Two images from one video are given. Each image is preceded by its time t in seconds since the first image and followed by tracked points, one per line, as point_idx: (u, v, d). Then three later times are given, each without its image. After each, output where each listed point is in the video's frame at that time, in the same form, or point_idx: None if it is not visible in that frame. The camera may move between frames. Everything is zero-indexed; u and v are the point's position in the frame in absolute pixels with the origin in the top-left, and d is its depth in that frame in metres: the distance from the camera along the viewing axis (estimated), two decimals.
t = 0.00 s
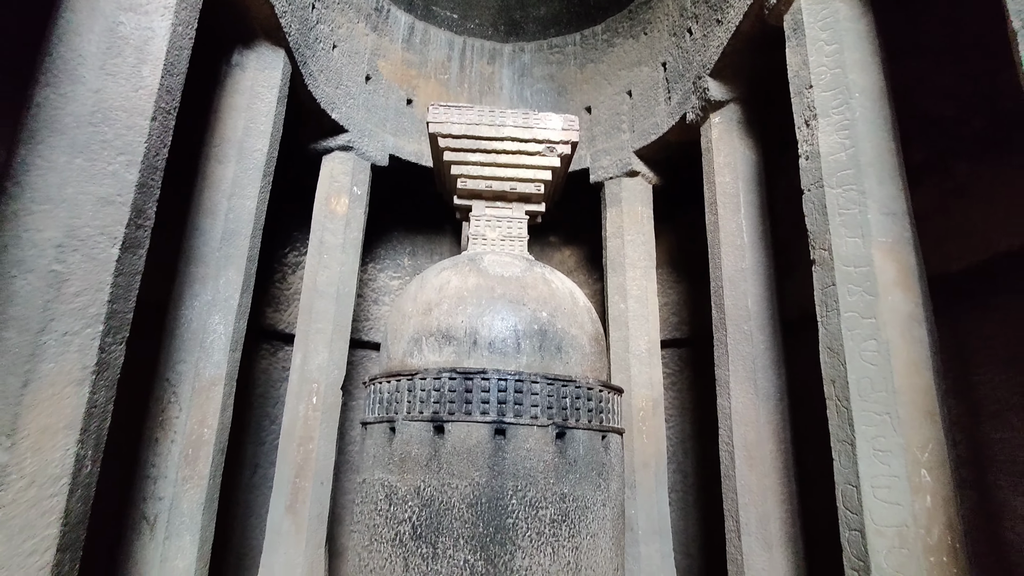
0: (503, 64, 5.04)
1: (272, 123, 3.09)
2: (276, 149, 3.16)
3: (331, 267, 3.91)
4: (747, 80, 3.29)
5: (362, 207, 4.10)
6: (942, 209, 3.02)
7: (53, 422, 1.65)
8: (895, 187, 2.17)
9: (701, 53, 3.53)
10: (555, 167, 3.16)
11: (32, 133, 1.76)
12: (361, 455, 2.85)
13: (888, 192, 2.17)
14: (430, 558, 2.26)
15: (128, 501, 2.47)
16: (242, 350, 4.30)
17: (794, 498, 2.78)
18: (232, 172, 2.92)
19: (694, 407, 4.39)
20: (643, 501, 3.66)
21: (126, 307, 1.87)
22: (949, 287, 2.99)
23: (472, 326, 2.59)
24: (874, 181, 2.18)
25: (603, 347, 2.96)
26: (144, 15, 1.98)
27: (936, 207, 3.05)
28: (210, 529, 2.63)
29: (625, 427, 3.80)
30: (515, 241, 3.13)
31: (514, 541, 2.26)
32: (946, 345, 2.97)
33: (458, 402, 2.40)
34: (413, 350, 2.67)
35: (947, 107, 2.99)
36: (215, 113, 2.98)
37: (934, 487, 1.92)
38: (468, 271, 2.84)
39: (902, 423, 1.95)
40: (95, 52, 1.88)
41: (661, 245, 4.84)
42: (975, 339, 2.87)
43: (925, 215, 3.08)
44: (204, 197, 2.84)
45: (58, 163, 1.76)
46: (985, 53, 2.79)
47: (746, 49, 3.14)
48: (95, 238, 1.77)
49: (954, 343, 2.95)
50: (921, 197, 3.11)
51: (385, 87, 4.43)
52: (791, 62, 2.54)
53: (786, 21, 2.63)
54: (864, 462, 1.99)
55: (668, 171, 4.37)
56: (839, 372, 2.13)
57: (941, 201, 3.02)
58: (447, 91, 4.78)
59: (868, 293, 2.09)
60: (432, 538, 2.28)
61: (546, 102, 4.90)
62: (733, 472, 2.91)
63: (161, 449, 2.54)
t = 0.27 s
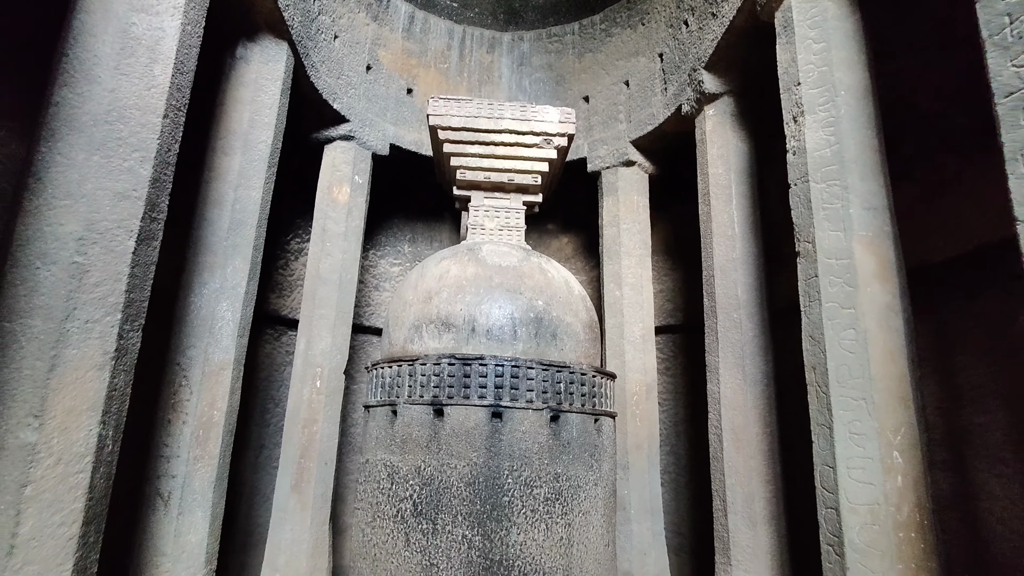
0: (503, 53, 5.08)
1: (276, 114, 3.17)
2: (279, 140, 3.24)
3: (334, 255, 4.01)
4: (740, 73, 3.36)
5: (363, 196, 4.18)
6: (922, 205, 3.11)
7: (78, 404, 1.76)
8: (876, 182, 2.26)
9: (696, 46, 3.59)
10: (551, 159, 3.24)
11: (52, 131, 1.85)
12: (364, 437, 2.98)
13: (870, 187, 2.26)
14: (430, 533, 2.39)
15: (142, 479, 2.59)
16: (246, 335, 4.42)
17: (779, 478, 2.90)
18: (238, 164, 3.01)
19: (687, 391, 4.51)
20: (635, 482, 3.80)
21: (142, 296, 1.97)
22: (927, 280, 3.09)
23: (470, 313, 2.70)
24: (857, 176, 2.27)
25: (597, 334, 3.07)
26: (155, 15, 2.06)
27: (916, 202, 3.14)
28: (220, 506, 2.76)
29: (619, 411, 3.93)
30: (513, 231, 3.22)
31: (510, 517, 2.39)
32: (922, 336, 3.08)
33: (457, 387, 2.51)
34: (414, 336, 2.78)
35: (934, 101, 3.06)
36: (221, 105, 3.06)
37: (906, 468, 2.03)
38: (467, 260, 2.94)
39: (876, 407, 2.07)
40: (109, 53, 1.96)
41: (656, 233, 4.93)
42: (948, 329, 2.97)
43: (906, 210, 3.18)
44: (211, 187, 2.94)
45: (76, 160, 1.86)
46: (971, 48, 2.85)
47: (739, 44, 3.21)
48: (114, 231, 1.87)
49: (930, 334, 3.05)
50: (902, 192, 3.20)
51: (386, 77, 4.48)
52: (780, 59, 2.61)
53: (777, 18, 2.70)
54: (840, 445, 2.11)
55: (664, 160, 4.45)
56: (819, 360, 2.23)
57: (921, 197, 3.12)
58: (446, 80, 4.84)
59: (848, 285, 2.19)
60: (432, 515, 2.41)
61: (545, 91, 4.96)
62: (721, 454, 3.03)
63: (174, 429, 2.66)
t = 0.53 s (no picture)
0: (501, 37, 5.12)
1: (278, 101, 3.24)
2: (282, 126, 3.32)
3: (336, 238, 4.10)
4: (733, 59, 3.42)
5: (363, 180, 4.26)
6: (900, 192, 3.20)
7: (98, 380, 1.87)
8: (858, 169, 2.34)
9: (690, 32, 3.64)
10: (547, 144, 3.32)
11: (66, 121, 1.94)
12: (367, 413, 3.10)
13: (852, 174, 2.34)
14: (430, 503, 2.52)
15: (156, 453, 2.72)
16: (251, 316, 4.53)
17: (764, 453, 3.02)
18: (242, 149, 3.10)
19: (680, 371, 4.63)
20: (629, 457, 3.93)
21: (154, 278, 2.07)
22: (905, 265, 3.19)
23: (468, 295, 2.80)
24: (840, 163, 2.35)
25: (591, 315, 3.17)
26: (162, 7, 2.14)
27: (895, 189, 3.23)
28: (230, 478, 2.89)
29: (614, 389, 4.05)
30: (510, 214, 3.31)
31: (506, 488, 2.51)
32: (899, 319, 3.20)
33: (455, 365, 2.63)
34: (414, 317, 2.88)
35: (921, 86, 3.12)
36: (224, 92, 3.13)
37: (880, 441, 2.14)
38: (465, 243, 3.03)
39: (852, 384, 2.18)
40: (118, 44, 2.04)
41: (652, 216, 5.02)
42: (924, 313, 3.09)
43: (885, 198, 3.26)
44: (217, 173, 3.03)
45: (90, 149, 1.94)
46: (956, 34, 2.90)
47: (732, 30, 3.26)
48: (127, 216, 1.97)
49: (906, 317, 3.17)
50: (882, 179, 3.27)
51: (385, 61, 4.53)
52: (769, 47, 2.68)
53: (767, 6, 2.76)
54: (818, 419, 2.22)
55: (660, 144, 4.52)
56: (801, 339, 2.34)
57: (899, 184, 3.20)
58: (446, 64, 4.89)
59: (829, 268, 2.29)
60: (431, 486, 2.53)
61: (543, 75, 5.01)
62: (710, 430, 3.16)
63: (185, 405, 2.78)
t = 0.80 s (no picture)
0: (502, 20, 5.14)
1: (281, 87, 3.30)
2: (285, 111, 3.38)
3: (338, 221, 4.18)
4: (729, 45, 3.47)
5: (365, 164, 4.33)
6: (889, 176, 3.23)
7: (116, 358, 1.97)
8: (846, 155, 2.41)
9: (688, 17, 3.68)
10: (546, 130, 3.38)
11: (80, 110, 2.01)
12: (370, 392, 3.21)
13: (840, 160, 2.41)
14: (432, 476, 2.64)
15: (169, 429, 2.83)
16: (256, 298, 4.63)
17: (754, 430, 3.13)
18: (247, 135, 3.17)
19: (676, 352, 4.74)
20: (625, 436, 4.05)
21: (166, 261, 2.16)
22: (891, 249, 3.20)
23: (468, 277, 2.89)
24: (828, 149, 2.42)
25: (588, 297, 3.26)
26: None
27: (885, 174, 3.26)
28: (239, 453, 3.01)
29: (610, 369, 4.15)
30: (509, 198, 3.37)
31: (504, 462, 2.63)
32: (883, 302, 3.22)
33: (455, 345, 2.72)
34: (416, 299, 2.98)
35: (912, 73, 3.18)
36: (228, 78, 3.19)
37: (861, 417, 2.24)
38: (465, 227, 3.11)
39: (836, 363, 2.27)
40: (128, 34, 2.10)
41: (650, 200, 5.08)
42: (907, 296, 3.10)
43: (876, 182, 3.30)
44: (222, 158, 3.10)
45: (104, 137, 2.02)
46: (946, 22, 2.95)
47: (728, 16, 3.31)
48: (141, 202, 2.05)
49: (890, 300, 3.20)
50: (872, 165, 3.32)
51: (386, 46, 4.57)
52: (763, 34, 2.73)
53: None
54: (803, 397, 2.32)
55: (657, 129, 4.57)
56: (788, 320, 2.43)
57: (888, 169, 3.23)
58: (446, 48, 4.92)
59: (816, 251, 2.37)
60: (433, 460, 2.65)
61: (543, 59, 5.04)
62: (702, 408, 3.26)
63: (195, 383, 2.89)
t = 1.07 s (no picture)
0: (503, 9, 5.17)
1: (287, 78, 3.36)
2: (291, 102, 3.44)
3: (342, 210, 4.25)
4: (728, 37, 3.53)
5: (368, 153, 4.39)
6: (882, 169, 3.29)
7: (137, 344, 2.06)
8: (839, 149, 2.49)
9: (687, 9, 3.73)
10: (547, 121, 3.44)
11: (98, 105, 2.08)
12: (376, 376, 3.31)
13: (833, 153, 2.50)
14: (437, 457, 2.75)
15: (183, 412, 2.93)
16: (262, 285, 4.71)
17: (748, 414, 3.24)
18: (254, 126, 3.23)
19: (674, 338, 4.84)
20: (623, 419, 4.16)
21: (183, 252, 2.25)
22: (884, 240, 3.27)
23: (471, 266, 2.97)
24: (821, 143, 2.50)
25: (588, 285, 3.35)
26: None
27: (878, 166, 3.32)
28: (250, 436, 3.11)
29: (609, 355, 4.26)
30: (511, 188, 3.44)
31: (507, 444, 2.73)
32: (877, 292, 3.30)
33: (460, 331, 2.82)
34: (421, 286, 3.07)
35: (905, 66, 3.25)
36: (235, 70, 3.25)
37: (848, 400, 2.35)
38: (468, 217, 3.19)
39: (826, 349, 2.37)
40: (144, 31, 2.16)
41: (649, 188, 5.16)
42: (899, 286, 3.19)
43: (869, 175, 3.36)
44: (231, 149, 3.17)
45: (122, 131, 2.09)
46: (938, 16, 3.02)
47: (726, 9, 3.37)
48: (158, 195, 2.13)
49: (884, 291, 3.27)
50: (865, 158, 3.39)
51: (388, 35, 4.61)
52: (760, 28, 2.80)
53: None
54: (794, 382, 2.42)
55: (656, 118, 4.63)
56: (780, 308, 2.52)
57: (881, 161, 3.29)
58: (447, 37, 4.96)
59: (808, 242, 2.46)
60: (439, 442, 2.75)
61: (543, 48, 5.09)
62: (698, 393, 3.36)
63: (208, 368, 2.98)
